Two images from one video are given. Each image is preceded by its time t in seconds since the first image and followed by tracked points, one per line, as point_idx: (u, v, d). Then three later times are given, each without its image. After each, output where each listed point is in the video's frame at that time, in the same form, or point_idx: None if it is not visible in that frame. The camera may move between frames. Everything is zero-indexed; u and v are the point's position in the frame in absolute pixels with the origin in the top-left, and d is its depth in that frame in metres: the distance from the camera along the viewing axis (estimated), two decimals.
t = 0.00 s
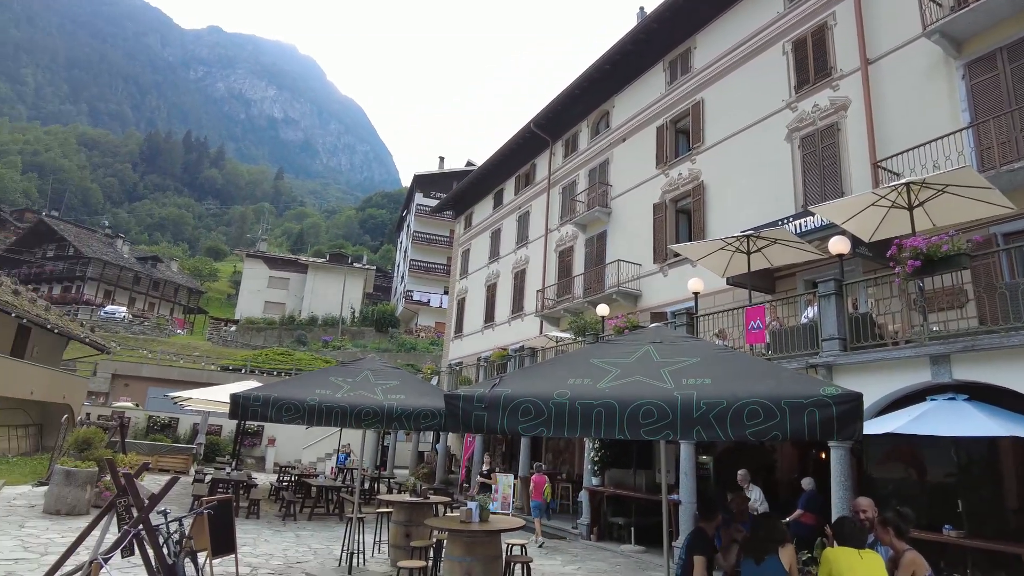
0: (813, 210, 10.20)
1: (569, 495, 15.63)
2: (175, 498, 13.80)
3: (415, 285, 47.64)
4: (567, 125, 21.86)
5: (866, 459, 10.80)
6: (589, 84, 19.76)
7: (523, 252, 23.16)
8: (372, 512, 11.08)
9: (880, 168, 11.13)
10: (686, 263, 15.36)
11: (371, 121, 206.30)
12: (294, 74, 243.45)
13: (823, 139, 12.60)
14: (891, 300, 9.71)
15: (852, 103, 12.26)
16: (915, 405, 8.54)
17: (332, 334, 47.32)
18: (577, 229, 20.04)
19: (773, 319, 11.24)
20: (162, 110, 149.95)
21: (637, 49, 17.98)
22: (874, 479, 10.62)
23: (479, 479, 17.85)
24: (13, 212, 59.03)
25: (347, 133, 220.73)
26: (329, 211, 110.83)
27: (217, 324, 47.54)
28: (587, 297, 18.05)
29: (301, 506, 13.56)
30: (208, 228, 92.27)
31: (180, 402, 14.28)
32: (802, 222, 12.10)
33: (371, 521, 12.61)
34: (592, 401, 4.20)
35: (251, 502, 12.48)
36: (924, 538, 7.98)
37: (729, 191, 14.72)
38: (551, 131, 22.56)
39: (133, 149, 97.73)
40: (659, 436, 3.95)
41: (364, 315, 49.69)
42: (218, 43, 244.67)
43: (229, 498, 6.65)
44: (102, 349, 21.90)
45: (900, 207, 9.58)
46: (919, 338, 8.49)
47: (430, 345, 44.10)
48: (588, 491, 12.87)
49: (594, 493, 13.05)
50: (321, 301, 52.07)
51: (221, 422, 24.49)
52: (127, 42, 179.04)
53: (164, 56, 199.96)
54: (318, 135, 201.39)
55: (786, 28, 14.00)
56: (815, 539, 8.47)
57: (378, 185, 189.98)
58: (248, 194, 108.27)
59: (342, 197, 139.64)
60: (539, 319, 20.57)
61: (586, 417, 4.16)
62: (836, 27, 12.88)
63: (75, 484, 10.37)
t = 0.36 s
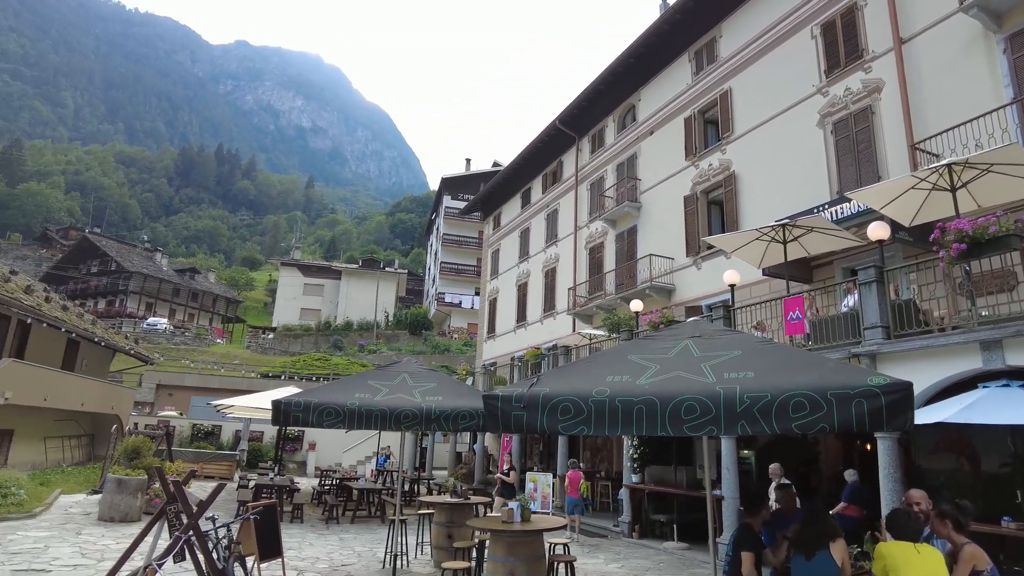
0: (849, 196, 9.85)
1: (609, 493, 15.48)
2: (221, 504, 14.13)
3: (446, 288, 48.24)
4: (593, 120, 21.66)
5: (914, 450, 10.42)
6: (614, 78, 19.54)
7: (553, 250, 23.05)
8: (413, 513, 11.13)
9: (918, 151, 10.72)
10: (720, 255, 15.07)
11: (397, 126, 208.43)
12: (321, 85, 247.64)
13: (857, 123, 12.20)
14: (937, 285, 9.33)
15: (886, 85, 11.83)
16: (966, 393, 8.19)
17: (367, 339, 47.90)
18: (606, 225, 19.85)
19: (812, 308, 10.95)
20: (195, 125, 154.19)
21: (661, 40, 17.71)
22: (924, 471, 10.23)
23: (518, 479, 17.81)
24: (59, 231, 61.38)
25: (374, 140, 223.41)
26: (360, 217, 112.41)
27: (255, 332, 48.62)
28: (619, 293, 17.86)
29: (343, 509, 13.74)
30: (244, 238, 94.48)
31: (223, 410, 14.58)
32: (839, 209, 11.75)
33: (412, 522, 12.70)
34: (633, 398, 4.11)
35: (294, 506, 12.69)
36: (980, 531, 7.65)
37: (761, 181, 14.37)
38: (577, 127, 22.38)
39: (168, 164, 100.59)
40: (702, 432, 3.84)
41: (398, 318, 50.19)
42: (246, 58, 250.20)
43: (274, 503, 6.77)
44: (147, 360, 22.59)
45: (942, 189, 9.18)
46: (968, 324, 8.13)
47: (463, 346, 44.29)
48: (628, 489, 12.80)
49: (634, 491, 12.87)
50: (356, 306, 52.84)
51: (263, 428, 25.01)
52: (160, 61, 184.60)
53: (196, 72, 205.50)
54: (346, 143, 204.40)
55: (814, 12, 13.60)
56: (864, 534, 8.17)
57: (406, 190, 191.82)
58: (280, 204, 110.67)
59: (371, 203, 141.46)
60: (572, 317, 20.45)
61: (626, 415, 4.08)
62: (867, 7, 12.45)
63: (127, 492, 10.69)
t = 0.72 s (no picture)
0: (895, 176, 9.41)
1: (658, 490, 15.18)
2: (274, 510, 14.47)
3: (485, 289, 48.43)
4: (625, 114, 21.37)
5: (979, 439, 9.88)
6: (645, 70, 19.23)
7: (590, 247, 22.84)
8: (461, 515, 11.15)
9: (969, 126, 10.17)
10: (764, 244, 14.64)
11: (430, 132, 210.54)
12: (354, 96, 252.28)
13: (901, 100, 11.67)
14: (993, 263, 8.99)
15: (930, 58, 11.26)
16: None
17: (410, 343, 48.44)
18: (643, 219, 19.55)
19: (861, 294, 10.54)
20: (235, 142, 159.11)
21: (692, 28, 17.33)
22: (989, 461, 9.70)
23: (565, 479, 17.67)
24: (113, 251, 64.16)
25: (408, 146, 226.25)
26: (398, 223, 113.96)
27: (301, 341, 49.80)
28: (660, 287, 17.56)
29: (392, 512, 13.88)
30: (287, 250, 96.95)
31: (271, 418, 14.90)
32: (885, 189, 11.26)
33: (461, 524, 12.73)
34: (679, 393, 3.99)
35: (344, 510, 12.89)
36: None
37: (802, 165, 13.90)
38: (609, 121, 22.10)
39: (212, 181, 104.10)
40: (752, 426, 3.70)
41: (439, 322, 50.64)
42: (281, 74, 257.00)
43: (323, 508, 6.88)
44: (199, 372, 23.35)
45: (997, 163, 8.65)
46: None
47: (504, 347, 44.35)
48: (677, 485, 12.43)
49: (683, 488, 12.49)
50: (397, 311, 53.56)
51: (312, 435, 25.56)
52: (200, 82, 191.14)
53: (234, 91, 212.02)
54: (381, 151, 207.57)
55: None
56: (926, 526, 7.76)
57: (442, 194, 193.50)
58: (320, 214, 113.19)
59: (408, 209, 143.24)
60: (612, 313, 20.22)
61: (673, 411, 3.97)
62: None
63: (183, 500, 11.05)
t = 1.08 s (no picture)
0: (953, 151, 8.86)
1: (717, 487, 14.75)
2: (333, 514, 14.81)
3: (530, 289, 48.51)
4: (666, 103, 20.93)
5: None
6: (684, 58, 18.79)
7: (635, 241, 22.48)
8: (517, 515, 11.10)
9: None
10: (817, 229, 14.07)
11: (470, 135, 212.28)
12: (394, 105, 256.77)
13: (958, 71, 11.00)
14: None
15: (988, 25, 10.57)
16: None
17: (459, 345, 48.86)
18: (689, 210, 19.11)
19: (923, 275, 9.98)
20: (283, 157, 164.21)
21: (730, 12, 16.81)
22: None
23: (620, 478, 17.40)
24: (174, 267, 67.21)
25: (449, 151, 228.78)
26: (443, 227, 115.30)
27: (355, 347, 50.97)
28: (710, 279, 17.11)
29: (449, 514, 13.98)
30: (337, 258, 99.40)
31: (327, 424, 15.24)
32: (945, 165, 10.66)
33: (517, 524, 12.72)
34: (735, 386, 3.84)
35: (402, 512, 13.07)
36: None
37: (853, 146, 13.28)
38: (650, 113, 21.68)
39: (262, 196, 107.86)
40: (812, 418, 3.53)
41: (486, 323, 50.94)
42: (323, 88, 263.94)
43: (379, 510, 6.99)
44: (257, 381, 24.17)
45: None
46: None
47: (553, 346, 44.23)
48: (736, 481, 11.99)
49: (743, 484, 12.12)
50: (445, 314, 54.19)
51: (368, 439, 26.09)
52: (248, 100, 198.16)
53: (280, 107, 218.93)
54: (422, 157, 210.53)
55: None
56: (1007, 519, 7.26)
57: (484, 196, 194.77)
58: (367, 222, 115.73)
59: (452, 212, 144.80)
60: (661, 307, 19.84)
61: (729, 405, 3.82)
62: None
63: (246, 506, 11.43)
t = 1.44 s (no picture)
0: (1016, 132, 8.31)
1: (769, 486, 14.30)
2: (382, 514, 15.03)
3: (573, 288, 48.23)
4: (708, 96, 20.44)
5: None
6: (724, 48, 18.32)
7: (679, 237, 22.05)
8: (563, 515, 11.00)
9: None
10: (869, 219, 13.47)
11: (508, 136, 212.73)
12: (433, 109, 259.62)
13: (1019, 48, 10.35)
14: None
15: None
16: None
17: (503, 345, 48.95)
18: (734, 204, 18.62)
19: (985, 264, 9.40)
20: (327, 164, 168.19)
21: None
22: None
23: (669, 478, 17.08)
24: (226, 274, 69.65)
25: (488, 152, 229.90)
26: (484, 228, 115.88)
27: (400, 348, 51.75)
28: (757, 274, 16.62)
29: (496, 513, 14.00)
30: (381, 262, 101.15)
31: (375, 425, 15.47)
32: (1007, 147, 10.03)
33: (564, 525, 12.64)
34: (786, 382, 3.70)
35: (449, 512, 13.16)
36: None
37: (904, 132, 12.66)
38: (691, 105, 21.20)
39: (308, 203, 110.74)
40: (869, 415, 3.35)
41: (529, 323, 50.89)
42: (364, 95, 269.02)
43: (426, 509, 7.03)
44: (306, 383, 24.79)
45: None
46: None
47: (596, 344, 43.87)
48: (788, 480, 11.58)
49: (796, 483, 11.73)
50: (488, 314, 54.45)
51: (416, 439, 26.42)
52: (292, 110, 203.76)
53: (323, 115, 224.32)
54: (462, 160, 212.22)
55: None
56: None
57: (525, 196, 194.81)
58: (409, 226, 117.35)
59: (493, 214, 145.33)
60: (707, 304, 19.40)
61: (780, 402, 3.67)
62: None
63: (297, 506, 11.73)
